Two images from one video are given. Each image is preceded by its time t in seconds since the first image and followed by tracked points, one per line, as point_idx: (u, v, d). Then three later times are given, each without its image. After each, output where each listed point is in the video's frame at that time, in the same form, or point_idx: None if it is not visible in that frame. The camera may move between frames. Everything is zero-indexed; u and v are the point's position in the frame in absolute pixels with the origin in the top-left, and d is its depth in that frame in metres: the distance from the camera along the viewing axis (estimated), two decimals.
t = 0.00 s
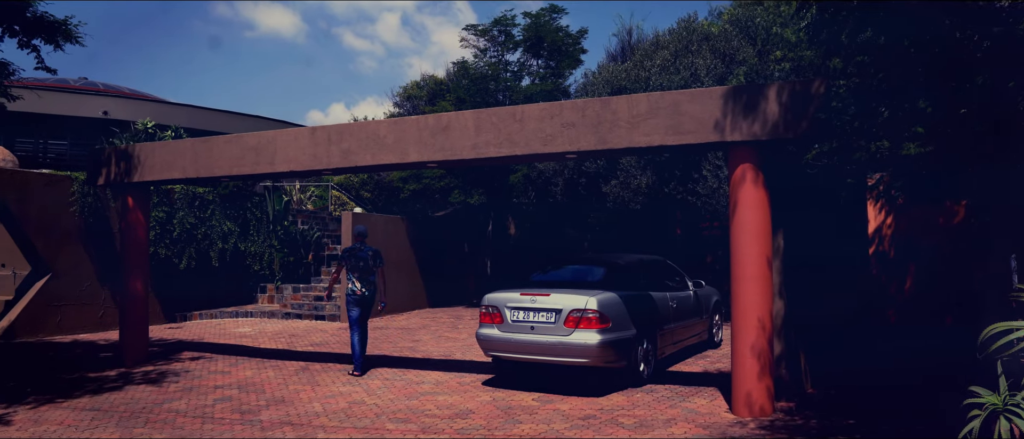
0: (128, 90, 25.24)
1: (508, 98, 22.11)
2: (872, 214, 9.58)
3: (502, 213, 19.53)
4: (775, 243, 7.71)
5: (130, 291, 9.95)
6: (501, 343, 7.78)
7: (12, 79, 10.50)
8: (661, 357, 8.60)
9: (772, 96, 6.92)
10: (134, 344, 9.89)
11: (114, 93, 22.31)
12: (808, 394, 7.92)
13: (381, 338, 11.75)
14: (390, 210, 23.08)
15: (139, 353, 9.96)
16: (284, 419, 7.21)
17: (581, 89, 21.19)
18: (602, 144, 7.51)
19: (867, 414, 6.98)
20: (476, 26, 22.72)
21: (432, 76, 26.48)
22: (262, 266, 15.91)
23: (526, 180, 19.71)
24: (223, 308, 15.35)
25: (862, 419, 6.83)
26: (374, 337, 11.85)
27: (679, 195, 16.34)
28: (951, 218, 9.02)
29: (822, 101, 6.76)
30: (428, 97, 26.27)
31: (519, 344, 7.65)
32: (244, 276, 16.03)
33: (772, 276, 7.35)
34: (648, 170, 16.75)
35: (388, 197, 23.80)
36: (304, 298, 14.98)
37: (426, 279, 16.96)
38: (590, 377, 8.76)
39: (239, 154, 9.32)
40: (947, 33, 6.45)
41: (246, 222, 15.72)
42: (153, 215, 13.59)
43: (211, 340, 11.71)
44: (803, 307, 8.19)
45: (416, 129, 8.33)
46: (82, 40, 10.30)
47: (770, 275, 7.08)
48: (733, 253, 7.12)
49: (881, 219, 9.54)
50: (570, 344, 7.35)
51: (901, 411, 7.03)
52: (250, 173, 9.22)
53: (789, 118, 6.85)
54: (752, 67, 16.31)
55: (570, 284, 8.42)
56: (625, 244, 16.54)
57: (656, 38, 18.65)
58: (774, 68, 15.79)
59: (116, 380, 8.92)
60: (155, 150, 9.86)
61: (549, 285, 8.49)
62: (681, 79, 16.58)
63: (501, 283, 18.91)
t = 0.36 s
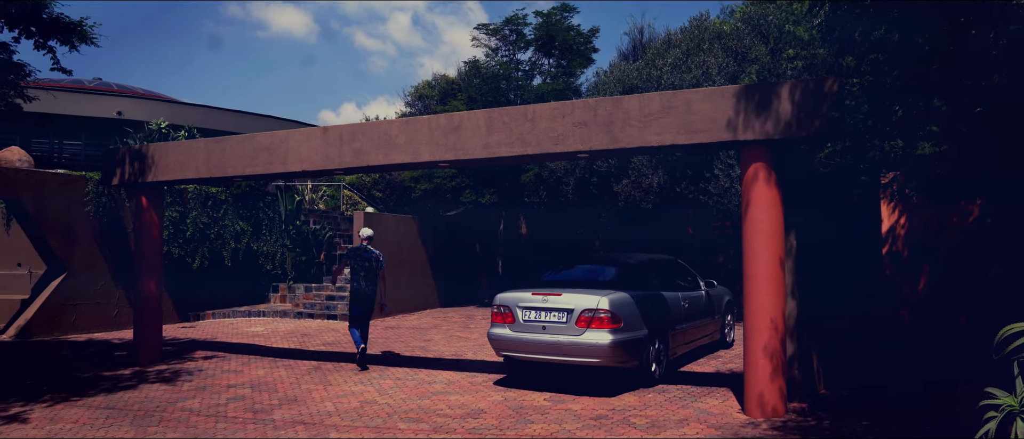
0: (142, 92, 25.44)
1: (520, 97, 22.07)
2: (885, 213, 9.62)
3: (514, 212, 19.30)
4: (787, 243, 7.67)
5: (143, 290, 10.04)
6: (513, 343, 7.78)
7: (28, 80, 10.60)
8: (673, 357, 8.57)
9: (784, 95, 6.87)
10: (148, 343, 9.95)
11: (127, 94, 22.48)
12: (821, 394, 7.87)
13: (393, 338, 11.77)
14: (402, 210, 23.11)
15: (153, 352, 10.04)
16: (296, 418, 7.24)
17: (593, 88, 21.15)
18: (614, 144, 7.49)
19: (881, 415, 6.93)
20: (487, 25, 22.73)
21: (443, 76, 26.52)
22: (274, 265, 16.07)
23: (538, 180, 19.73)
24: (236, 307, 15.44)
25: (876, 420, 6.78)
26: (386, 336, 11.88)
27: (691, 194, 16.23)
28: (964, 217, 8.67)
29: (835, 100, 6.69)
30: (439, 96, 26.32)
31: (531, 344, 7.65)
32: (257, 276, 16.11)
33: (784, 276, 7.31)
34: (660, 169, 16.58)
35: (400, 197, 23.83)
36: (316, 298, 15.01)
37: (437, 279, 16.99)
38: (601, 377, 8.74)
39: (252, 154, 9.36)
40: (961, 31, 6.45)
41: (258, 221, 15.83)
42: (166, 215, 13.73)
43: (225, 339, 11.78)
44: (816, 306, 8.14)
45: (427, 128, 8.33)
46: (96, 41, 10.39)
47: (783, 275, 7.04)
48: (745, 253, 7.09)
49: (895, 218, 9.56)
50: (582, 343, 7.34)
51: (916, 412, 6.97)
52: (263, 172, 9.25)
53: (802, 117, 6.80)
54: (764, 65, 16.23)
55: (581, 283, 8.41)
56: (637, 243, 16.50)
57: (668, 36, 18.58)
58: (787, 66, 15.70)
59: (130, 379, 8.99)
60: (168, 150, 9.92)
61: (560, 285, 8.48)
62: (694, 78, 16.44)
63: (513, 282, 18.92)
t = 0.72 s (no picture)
0: (151, 95, 25.59)
1: (527, 102, 22.06)
2: (893, 220, 9.63)
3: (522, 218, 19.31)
4: (794, 249, 7.65)
5: (151, 292, 10.09)
6: (518, 347, 7.78)
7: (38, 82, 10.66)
8: (678, 362, 8.55)
9: (791, 100, 6.87)
10: (154, 345, 9.98)
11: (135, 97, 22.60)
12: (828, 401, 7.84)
13: (398, 341, 11.77)
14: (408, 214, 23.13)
15: (159, 353, 10.07)
16: (301, 421, 7.25)
17: (600, 93, 21.19)
18: (621, 149, 7.50)
19: (887, 422, 6.89)
20: (495, 30, 22.79)
21: (450, 81, 26.62)
22: (280, 268, 16.09)
23: (545, 185, 19.48)
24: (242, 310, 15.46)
25: (882, 427, 6.74)
26: (391, 340, 11.88)
27: (698, 200, 16.07)
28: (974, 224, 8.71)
29: (842, 106, 6.68)
30: (447, 101, 26.41)
31: (536, 348, 7.65)
32: (263, 278, 16.15)
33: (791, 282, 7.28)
34: (667, 174, 16.16)
35: (407, 201, 23.77)
36: (322, 301, 14.89)
37: (443, 283, 17.00)
38: (606, 382, 8.72)
39: (259, 158, 9.40)
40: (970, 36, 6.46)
41: (264, 225, 15.90)
42: (173, 218, 13.75)
43: (230, 341, 11.80)
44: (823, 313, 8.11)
45: (435, 132, 8.36)
46: (106, 44, 10.46)
47: (789, 280, 7.03)
48: (751, 258, 7.08)
49: (903, 225, 9.56)
50: (587, 348, 7.33)
51: (922, 419, 6.93)
52: (270, 175, 9.28)
53: (809, 123, 6.78)
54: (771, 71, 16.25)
55: (587, 287, 8.41)
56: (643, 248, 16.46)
57: (675, 43, 18.53)
58: (795, 72, 15.71)
59: (136, 380, 9.01)
60: (176, 154, 9.96)
61: (566, 289, 8.48)
62: (700, 83, 16.55)
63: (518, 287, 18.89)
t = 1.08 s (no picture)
0: (164, 95, 25.77)
1: (538, 100, 22.01)
2: (907, 217, 9.32)
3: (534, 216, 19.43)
4: (807, 247, 7.61)
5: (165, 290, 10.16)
6: (531, 346, 7.79)
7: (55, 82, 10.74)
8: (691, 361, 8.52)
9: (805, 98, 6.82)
10: (168, 343, 10.04)
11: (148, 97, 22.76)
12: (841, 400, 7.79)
13: (411, 340, 11.80)
14: (420, 213, 23.14)
15: (174, 351, 10.14)
16: (315, 419, 7.29)
17: (612, 91, 21.14)
18: (633, 147, 7.47)
19: (902, 422, 6.84)
20: (506, 29, 22.77)
21: (462, 79, 26.64)
22: (294, 267, 16.13)
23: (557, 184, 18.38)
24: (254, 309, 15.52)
25: (898, 427, 6.69)
26: (404, 339, 11.91)
27: (711, 198, 15.56)
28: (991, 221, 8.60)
29: (856, 104, 6.62)
30: (458, 100, 26.43)
31: (548, 347, 7.65)
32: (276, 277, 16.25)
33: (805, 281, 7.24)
34: (680, 172, 15.70)
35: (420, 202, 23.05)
36: (334, 300, 14.98)
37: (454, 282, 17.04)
38: (619, 381, 8.71)
39: (272, 158, 9.44)
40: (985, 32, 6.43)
41: (277, 224, 15.89)
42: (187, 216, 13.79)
43: (244, 340, 11.88)
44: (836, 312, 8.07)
45: (447, 131, 8.36)
46: (120, 44, 10.54)
47: (803, 279, 6.99)
48: (765, 257, 7.05)
49: (916, 222, 9.27)
50: (599, 347, 7.32)
51: (936, 419, 6.88)
52: (283, 175, 9.33)
53: (822, 121, 6.74)
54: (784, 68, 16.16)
55: (599, 286, 8.41)
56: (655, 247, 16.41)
57: (687, 40, 18.52)
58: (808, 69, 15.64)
59: (152, 378, 9.08)
60: (189, 153, 10.02)
61: (578, 288, 8.48)
62: (713, 81, 16.51)
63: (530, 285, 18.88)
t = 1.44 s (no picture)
0: (173, 96, 25.92)
1: (546, 101, 22.02)
2: (917, 217, 9.11)
3: (541, 216, 19.55)
4: (816, 248, 7.58)
5: (175, 290, 10.22)
6: (539, 346, 7.79)
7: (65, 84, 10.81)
8: (699, 361, 8.50)
9: (814, 98, 6.79)
10: (177, 342, 10.08)
11: (157, 98, 22.89)
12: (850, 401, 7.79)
13: (419, 340, 11.82)
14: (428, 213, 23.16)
15: (183, 351, 10.19)
16: (323, 418, 7.30)
17: (620, 91, 21.14)
18: (641, 147, 7.46)
19: (913, 423, 6.79)
20: (514, 29, 22.78)
21: (470, 80, 26.68)
22: (302, 267, 16.23)
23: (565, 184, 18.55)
24: (263, 309, 15.60)
25: (908, 428, 6.64)
26: (412, 338, 11.93)
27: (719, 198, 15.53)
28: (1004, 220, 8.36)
29: (865, 104, 6.58)
30: (466, 100, 26.46)
31: (556, 347, 7.65)
32: (285, 278, 16.30)
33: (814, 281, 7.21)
34: (687, 173, 15.69)
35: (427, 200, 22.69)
36: (343, 300, 15.18)
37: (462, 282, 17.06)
38: (626, 381, 8.70)
39: (281, 158, 9.47)
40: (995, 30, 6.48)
41: (286, 223, 16.01)
42: (196, 217, 13.86)
43: (252, 339, 11.92)
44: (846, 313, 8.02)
45: (455, 131, 8.37)
46: (130, 46, 10.59)
47: (812, 279, 6.97)
48: (773, 257, 7.03)
49: (927, 221, 9.04)
50: (607, 347, 7.31)
51: (946, 420, 6.83)
52: (292, 175, 9.36)
53: (831, 121, 6.70)
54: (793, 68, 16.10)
55: (607, 286, 8.41)
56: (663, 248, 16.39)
57: (695, 40, 18.50)
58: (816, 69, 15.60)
59: (161, 377, 9.13)
60: (198, 154, 10.06)
61: (586, 287, 8.48)
62: (721, 81, 16.39)
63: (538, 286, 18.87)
